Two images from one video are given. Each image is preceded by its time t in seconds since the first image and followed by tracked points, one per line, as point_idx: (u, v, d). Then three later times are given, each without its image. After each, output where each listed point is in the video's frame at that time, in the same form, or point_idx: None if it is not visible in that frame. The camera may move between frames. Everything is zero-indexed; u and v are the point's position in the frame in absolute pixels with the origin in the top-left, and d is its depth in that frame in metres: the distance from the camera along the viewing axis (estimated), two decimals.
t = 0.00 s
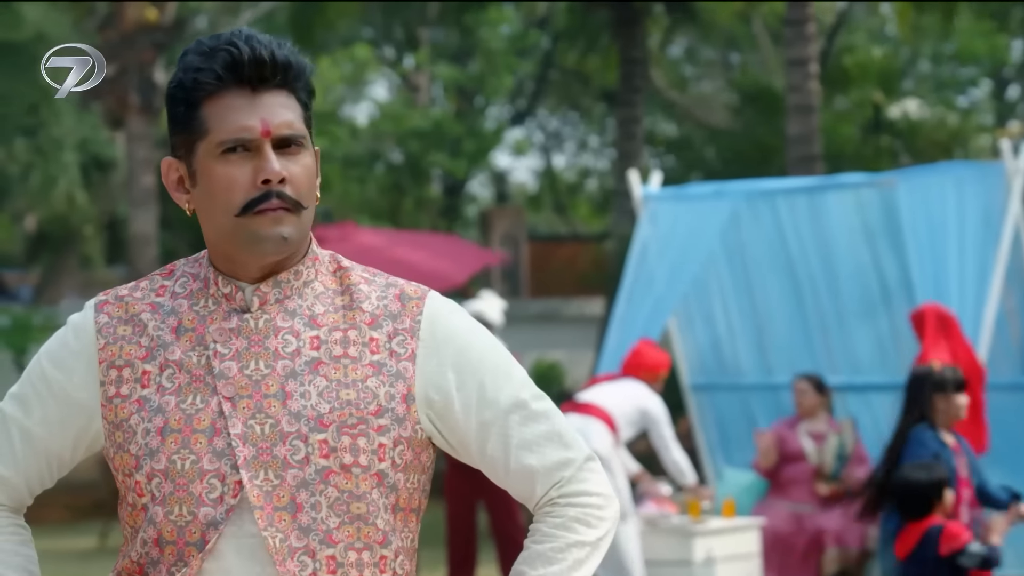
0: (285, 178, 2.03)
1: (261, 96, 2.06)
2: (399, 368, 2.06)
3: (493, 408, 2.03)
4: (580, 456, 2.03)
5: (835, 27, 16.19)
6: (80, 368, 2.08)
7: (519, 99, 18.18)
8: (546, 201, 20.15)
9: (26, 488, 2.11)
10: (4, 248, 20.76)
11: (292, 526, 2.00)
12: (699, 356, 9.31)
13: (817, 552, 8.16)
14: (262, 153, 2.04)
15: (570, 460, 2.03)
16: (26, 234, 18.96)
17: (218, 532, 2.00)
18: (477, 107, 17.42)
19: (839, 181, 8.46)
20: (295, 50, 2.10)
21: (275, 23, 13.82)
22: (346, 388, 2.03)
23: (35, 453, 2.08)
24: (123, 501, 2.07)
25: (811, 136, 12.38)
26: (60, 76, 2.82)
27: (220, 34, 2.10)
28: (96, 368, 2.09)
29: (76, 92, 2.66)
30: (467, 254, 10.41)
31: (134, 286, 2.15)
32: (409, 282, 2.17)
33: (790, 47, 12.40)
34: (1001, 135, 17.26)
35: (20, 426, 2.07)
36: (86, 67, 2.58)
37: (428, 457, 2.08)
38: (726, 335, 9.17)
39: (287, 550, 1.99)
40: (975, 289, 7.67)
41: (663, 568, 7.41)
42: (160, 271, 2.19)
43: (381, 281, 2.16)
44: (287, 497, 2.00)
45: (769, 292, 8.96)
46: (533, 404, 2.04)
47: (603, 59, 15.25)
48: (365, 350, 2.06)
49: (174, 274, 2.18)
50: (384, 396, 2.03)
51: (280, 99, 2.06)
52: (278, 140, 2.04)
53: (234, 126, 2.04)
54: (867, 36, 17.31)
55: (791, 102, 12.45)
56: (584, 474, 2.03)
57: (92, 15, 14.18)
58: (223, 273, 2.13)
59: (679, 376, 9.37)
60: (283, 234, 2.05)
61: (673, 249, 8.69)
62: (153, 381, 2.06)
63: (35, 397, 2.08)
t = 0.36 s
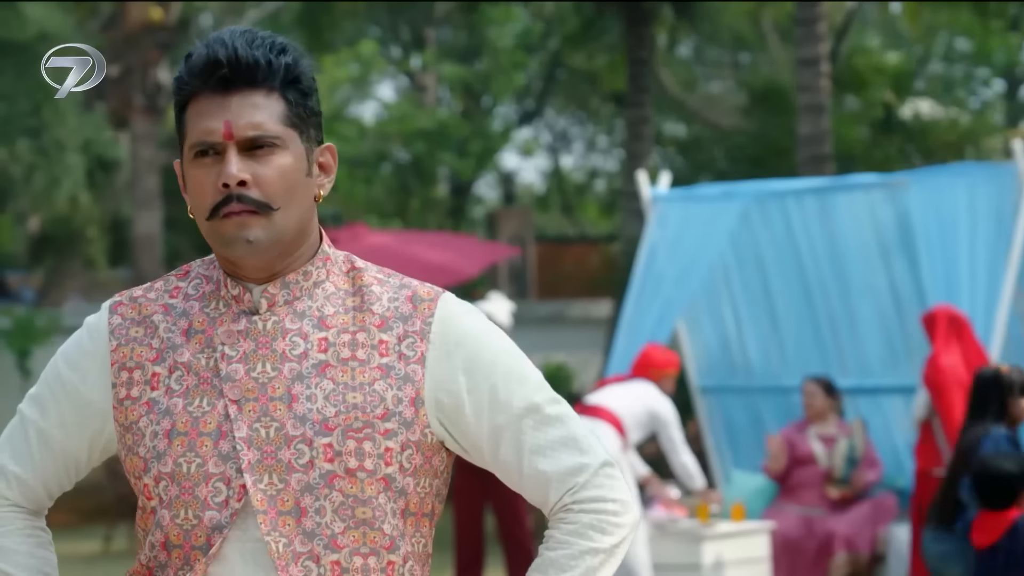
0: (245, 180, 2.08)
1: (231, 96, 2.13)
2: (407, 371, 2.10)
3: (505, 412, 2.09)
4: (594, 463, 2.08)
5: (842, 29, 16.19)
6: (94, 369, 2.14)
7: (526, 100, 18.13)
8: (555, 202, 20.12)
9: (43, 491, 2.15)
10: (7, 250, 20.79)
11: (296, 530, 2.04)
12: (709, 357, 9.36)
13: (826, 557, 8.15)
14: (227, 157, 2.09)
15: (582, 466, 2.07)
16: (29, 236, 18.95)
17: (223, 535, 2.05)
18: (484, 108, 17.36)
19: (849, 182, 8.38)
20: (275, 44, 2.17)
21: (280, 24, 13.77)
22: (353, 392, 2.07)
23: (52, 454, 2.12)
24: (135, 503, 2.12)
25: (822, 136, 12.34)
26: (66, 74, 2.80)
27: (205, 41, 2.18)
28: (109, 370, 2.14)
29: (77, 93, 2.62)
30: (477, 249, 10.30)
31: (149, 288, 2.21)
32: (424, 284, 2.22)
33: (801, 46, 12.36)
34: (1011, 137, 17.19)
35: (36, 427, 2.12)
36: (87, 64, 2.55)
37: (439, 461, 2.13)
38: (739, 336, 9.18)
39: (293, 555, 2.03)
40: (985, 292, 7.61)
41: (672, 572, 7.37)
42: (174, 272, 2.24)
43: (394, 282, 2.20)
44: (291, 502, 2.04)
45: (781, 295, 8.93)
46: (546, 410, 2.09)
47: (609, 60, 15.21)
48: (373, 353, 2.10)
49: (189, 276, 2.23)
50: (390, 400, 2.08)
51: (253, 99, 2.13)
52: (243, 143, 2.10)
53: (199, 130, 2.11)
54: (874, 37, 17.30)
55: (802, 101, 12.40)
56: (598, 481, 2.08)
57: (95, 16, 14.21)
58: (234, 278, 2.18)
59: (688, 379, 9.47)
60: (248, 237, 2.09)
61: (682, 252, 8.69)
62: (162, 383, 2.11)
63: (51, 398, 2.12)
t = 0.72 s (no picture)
0: (234, 183, 2.09)
1: (225, 98, 2.14)
2: (414, 372, 2.12)
3: (516, 415, 2.10)
4: (605, 467, 2.09)
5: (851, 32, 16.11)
6: (104, 368, 2.17)
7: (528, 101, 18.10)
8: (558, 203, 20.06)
9: (58, 491, 2.19)
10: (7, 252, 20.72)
11: (302, 533, 2.06)
12: (715, 359, 9.35)
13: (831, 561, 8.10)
14: (219, 158, 2.11)
15: (596, 469, 2.08)
16: (28, 237, 18.90)
17: (227, 539, 2.07)
18: (487, 109, 17.33)
19: (854, 183, 8.35)
20: (271, 43, 2.18)
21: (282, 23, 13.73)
22: (360, 394, 2.09)
23: (66, 455, 2.17)
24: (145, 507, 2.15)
25: (826, 138, 12.32)
26: (65, 75, 2.77)
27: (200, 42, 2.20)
28: (120, 371, 2.17)
29: (77, 93, 2.59)
30: (479, 245, 10.23)
31: (161, 288, 2.24)
32: (437, 283, 2.23)
33: (806, 47, 12.37)
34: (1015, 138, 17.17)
35: (49, 429, 2.16)
36: (86, 66, 2.53)
37: (451, 463, 2.15)
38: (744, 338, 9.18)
39: (298, 559, 2.06)
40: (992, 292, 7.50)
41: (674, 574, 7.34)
42: (188, 272, 2.28)
43: (405, 282, 2.22)
44: (295, 505, 2.07)
45: (787, 297, 8.98)
46: (555, 411, 2.10)
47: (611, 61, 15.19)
48: (381, 354, 2.12)
49: (202, 276, 2.27)
50: (397, 401, 2.10)
51: (245, 100, 2.14)
52: (234, 145, 2.12)
53: (194, 133, 2.13)
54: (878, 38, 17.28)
55: (808, 102, 12.38)
56: (611, 486, 2.09)
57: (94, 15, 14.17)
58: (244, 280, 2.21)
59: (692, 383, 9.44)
60: (239, 240, 2.11)
61: (685, 252, 8.64)
62: (170, 384, 2.14)
63: (64, 401, 2.17)
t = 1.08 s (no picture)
0: (251, 182, 2.08)
1: (241, 96, 2.12)
2: (430, 374, 2.12)
3: (532, 415, 2.11)
4: (623, 469, 2.09)
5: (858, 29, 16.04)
6: (118, 370, 2.18)
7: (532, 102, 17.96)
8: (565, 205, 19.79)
9: (74, 494, 2.20)
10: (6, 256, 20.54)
11: (316, 537, 2.07)
12: (724, 362, 9.27)
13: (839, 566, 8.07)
14: (235, 156, 2.10)
15: (613, 471, 2.09)
16: (28, 240, 18.72)
17: (242, 541, 2.08)
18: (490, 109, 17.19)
19: (860, 184, 8.36)
20: (288, 41, 2.16)
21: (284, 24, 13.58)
22: (375, 396, 2.10)
23: (81, 458, 2.18)
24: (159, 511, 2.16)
25: (834, 137, 12.23)
26: (66, 76, 2.74)
27: (216, 40, 2.18)
28: (134, 373, 2.17)
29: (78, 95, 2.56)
30: (483, 248, 10.17)
31: (175, 288, 2.24)
32: (454, 283, 2.24)
33: (812, 47, 12.30)
34: None
35: (63, 430, 2.17)
36: (88, 67, 2.49)
37: (466, 464, 2.15)
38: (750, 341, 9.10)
39: (313, 563, 2.06)
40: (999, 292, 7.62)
41: None
42: (202, 273, 2.28)
43: (420, 283, 2.22)
44: (311, 508, 2.07)
45: (791, 297, 8.92)
46: (573, 413, 2.11)
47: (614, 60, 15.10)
48: (396, 356, 2.13)
49: (216, 276, 2.27)
50: (412, 404, 2.10)
51: (262, 99, 2.12)
52: (250, 143, 2.10)
53: (209, 132, 2.11)
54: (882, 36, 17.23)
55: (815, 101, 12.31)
56: (629, 487, 2.09)
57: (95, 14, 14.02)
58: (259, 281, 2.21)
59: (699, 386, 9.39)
60: (255, 240, 2.10)
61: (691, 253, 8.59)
62: (184, 386, 2.14)
63: (78, 403, 2.17)
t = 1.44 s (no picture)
0: (264, 183, 2.06)
1: (254, 96, 2.11)
2: (442, 377, 2.13)
3: (545, 419, 2.11)
4: (635, 469, 2.11)
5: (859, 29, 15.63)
6: (125, 376, 2.16)
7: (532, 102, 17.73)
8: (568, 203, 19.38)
9: (78, 500, 2.17)
10: None
11: (330, 541, 2.07)
12: (726, 362, 9.15)
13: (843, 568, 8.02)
14: (248, 157, 2.07)
15: (625, 472, 2.10)
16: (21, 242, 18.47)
17: (255, 547, 2.08)
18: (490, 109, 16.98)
19: (862, 185, 8.18)
20: (301, 41, 2.14)
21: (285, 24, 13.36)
22: (387, 399, 2.11)
23: (87, 464, 2.15)
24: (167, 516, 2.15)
25: (837, 139, 12.11)
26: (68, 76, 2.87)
27: (228, 40, 2.16)
28: (141, 379, 2.16)
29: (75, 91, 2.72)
30: (479, 252, 10.15)
31: (180, 293, 2.23)
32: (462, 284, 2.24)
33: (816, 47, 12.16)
34: None
35: (69, 436, 2.14)
36: (87, 66, 2.63)
37: (475, 468, 2.16)
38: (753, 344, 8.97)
39: (328, 567, 2.07)
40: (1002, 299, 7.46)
41: None
42: (206, 276, 2.27)
43: (429, 284, 2.23)
44: (323, 513, 2.08)
45: (793, 301, 8.71)
46: (586, 415, 2.12)
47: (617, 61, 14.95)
48: (408, 359, 2.14)
49: (221, 279, 2.26)
50: (425, 407, 2.11)
51: (275, 99, 2.10)
52: (263, 144, 2.08)
53: (222, 132, 2.09)
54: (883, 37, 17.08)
55: (816, 102, 12.17)
56: (640, 489, 2.11)
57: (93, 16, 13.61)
58: (266, 283, 2.20)
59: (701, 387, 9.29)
60: (267, 241, 2.07)
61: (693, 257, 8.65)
62: (193, 390, 2.14)
63: (84, 408, 2.15)
